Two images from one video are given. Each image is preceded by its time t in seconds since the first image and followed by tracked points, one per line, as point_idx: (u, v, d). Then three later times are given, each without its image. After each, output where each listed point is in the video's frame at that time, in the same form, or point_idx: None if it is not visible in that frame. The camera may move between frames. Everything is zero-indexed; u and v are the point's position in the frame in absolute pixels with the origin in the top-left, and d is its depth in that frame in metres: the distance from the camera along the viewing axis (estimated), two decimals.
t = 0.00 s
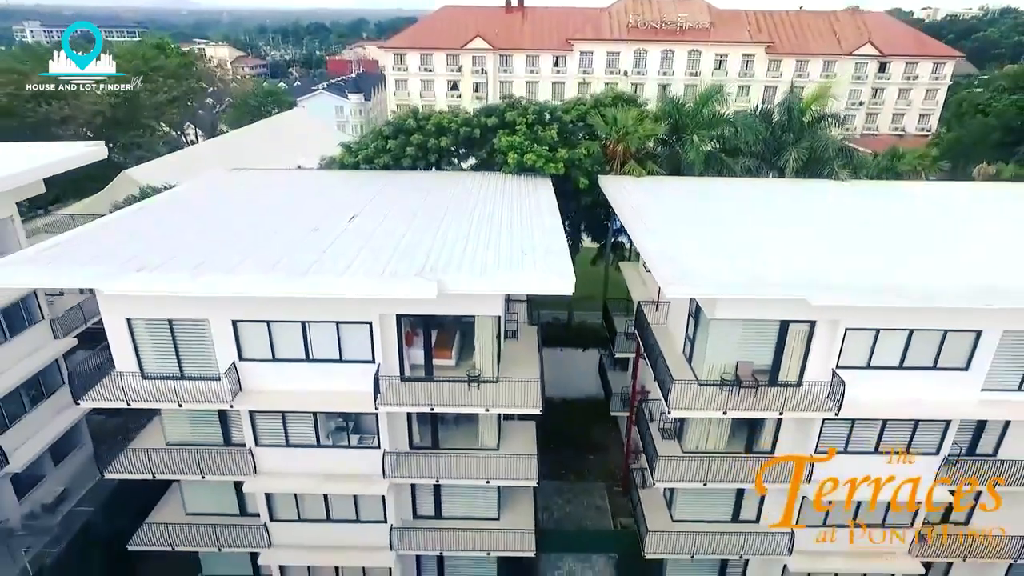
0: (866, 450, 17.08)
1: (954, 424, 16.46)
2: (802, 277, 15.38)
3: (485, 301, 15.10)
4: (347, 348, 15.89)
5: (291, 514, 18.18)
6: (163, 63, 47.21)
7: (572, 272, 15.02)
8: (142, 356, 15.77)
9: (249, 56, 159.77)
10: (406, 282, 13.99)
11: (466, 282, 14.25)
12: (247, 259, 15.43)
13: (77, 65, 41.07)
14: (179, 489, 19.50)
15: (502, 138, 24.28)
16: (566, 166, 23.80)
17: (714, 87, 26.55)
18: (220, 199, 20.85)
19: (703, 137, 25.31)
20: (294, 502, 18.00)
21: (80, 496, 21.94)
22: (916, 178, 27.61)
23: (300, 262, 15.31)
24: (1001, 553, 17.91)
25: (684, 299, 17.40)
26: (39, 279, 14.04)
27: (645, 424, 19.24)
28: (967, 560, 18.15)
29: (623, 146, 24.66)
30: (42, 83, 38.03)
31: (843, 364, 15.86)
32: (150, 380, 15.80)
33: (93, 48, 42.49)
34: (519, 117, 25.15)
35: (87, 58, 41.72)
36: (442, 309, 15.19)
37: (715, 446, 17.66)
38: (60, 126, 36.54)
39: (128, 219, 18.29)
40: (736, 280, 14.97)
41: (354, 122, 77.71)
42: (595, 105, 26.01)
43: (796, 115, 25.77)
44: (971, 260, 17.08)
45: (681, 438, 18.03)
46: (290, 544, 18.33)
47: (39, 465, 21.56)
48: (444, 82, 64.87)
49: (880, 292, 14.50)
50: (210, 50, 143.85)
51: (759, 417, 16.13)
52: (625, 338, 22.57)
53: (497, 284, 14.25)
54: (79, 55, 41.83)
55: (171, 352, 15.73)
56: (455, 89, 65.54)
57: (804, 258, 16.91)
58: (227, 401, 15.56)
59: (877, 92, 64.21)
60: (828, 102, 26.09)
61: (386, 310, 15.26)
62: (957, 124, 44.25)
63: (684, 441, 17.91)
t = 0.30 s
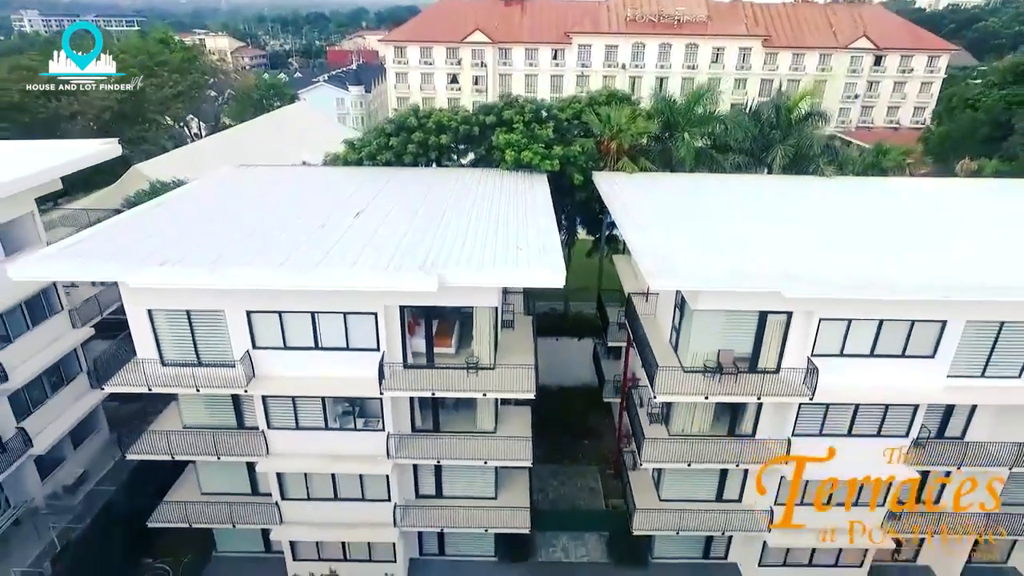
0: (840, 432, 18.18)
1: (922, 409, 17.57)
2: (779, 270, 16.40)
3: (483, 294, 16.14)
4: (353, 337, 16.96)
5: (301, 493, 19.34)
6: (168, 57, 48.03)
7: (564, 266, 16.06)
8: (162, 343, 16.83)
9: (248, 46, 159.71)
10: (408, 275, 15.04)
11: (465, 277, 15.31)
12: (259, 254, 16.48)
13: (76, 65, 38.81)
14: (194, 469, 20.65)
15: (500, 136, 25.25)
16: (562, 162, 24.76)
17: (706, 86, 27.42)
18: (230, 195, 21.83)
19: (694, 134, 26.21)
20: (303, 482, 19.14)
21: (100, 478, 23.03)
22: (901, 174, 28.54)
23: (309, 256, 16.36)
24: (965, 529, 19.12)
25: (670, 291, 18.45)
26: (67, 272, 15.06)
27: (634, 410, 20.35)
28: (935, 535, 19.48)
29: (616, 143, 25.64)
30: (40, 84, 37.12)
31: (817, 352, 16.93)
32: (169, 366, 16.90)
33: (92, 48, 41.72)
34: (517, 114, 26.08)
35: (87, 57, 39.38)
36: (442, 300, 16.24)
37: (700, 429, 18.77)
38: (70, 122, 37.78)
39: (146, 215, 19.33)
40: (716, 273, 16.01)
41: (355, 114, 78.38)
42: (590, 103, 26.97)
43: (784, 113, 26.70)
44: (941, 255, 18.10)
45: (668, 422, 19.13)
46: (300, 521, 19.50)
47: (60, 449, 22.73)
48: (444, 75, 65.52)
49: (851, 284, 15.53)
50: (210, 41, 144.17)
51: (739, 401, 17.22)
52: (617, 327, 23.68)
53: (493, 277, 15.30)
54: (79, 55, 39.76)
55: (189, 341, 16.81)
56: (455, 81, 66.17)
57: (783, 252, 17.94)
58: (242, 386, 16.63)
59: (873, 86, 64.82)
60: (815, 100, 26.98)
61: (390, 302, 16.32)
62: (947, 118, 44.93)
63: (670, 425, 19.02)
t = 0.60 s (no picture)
0: (818, 418, 19.26)
1: (894, 395, 18.66)
2: (759, 265, 17.41)
3: (480, 287, 17.16)
4: (358, 327, 18.01)
5: (309, 474, 20.46)
6: (172, 51, 48.89)
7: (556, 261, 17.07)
8: (179, 333, 17.88)
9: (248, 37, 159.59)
10: (410, 270, 16.06)
11: (463, 271, 16.31)
12: (270, 249, 17.49)
13: (76, 65, 40.17)
14: (208, 452, 21.80)
15: (498, 134, 26.19)
16: (557, 160, 25.72)
17: (697, 85, 28.34)
18: (239, 192, 22.79)
19: (685, 131, 27.15)
20: (311, 464, 20.27)
21: (117, 461, 24.20)
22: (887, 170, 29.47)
23: (317, 251, 17.37)
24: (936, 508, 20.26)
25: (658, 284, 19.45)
26: (90, 267, 16.10)
27: (624, 397, 21.41)
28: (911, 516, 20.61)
29: (610, 140, 26.59)
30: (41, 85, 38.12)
31: (795, 341, 17.98)
32: (185, 355, 17.95)
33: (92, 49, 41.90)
34: (514, 113, 27.01)
35: (87, 58, 40.71)
36: (442, 293, 17.26)
37: (686, 415, 19.84)
38: (78, 117, 39.16)
39: (160, 211, 20.32)
40: (700, 267, 17.01)
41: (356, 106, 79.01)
42: (584, 102, 27.90)
43: (772, 111, 27.63)
44: (915, 250, 19.10)
45: (656, 408, 20.21)
46: (308, 501, 20.65)
47: (78, 434, 23.90)
48: (444, 68, 66.19)
49: (825, 278, 16.53)
50: (210, 32, 144.54)
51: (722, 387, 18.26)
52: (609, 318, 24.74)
53: (490, 271, 16.31)
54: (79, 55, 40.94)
55: (203, 331, 17.86)
56: (454, 75, 66.81)
57: (765, 247, 18.93)
58: (253, 373, 17.68)
59: (868, 79, 65.36)
60: (802, 99, 27.88)
61: (392, 294, 17.35)
62: (938, 113, 45.67)
63: (658, 410, 20.08)
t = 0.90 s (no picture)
0: (798, 403, 20.40)
1: (868, 382, 19.80)
2: (742, 259, 18.47)
3: (477, 280, 18.27)
4: (363, 317, 19.15)
5: (317, 456, 21.63)
6: (176, 45, 49.68)
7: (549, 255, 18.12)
8: (194, 323, 18.97)
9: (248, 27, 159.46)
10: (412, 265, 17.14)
11: (461, 266, 17.40)
12: (280, 243, 18.57)
13: (77, 65, 40.10)
14: (220, 436, 22.98)
15: (496, 131, 27.12)
16: (553, 156, 26.72)
17: (689, 83, 29.26)
18: (248, 187, 23.83)
19: (676, 129, 28.15)
20: (319, 446, 21.45)
21: (132, 444, 25.36)
22: (873, 166, 30.45)
23: (324, 246, 18.45)
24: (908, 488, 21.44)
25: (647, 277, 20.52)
26: (112, 261, 17.18)
27: (615, 383, 22.55)
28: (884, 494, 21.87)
29: (604, 137, 27.59)
30: (42, 85, 38.29)
31: (775, 330, 19.09)
32: (200, 343, 19.04)
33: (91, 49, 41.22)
34: (512, 111, 27.96)
35: (86, 57, 40.44)
36: (442, 286, 18.36)
37: (673, 399, 20.97)
38: (87, 112, 40.34)
39: (176, 206, 21.37)
40: (685, 261, 18.06)
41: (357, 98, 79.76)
42: (579, 99, 28.88)
43: (761, 109, 28.60)
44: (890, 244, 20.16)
45: (644, 393, 21.35)
46: (316, 481, 21.86)
47: (95, 419, 25.10)
48: (444, 62, 66.89)
49: (802, 272, 17.60)
50: (210, 23, 145.00)
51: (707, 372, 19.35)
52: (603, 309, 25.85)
53: (486, 266, 17.38)
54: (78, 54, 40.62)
55: (217, 320, 18.96)
56: (454, 68, 67.48)
57: (748, 242, 19.96)
58: (265, 360, 18.78)
59: (863, 72, 66.01)
60: (790, 97, 28.80)
61: (395, 287, 18.44)
62: (928, 107, 46.49)
63: (646, 395, 21.23)
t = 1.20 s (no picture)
0: (778, 389, 21.56)
1: (844, 369, 20.95)
2: (725, 253, 19.57)
3: (475, 273, 19.38)
4: (368, 307, 20.28)
5: (324, 438, 22.86)
6: (180, 40, 50.52)
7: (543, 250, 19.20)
8: (209, 313, 20.12)
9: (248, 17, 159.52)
10: (414, 259, 18.24)
11: (460, 260, 18.50)
12: (289, 238, 19.66)
13: (77, 65, 40.55)
14: (232, 420, 24.19)
15: (494, 129, 28.12)
16: (549, 152, 27.76)
17: (681, 82, 30.25)
18: (256, 183, 24.90)
19: (668, 126, 29.16)
20: (325, 429, 22.65)
21: (147, 429, 26.56)
22: (859, 161, 31.47)
23: (331, 240, 19.55)
24: (883, 469, 22.55)
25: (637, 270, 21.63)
26: (133, 255, 18.30)
27: (607, 371, 23.73)
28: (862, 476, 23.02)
29: (597, 135, 28.68)
30: (41, 84, 38.70)
31: (756, 320, 20.23)
32: (215, 332, 20.19)
33: (91, 50, 41.03)
34: (509, 109, 28.96)
35: (86, 57, 40.94)
36: (442, 279, 19.48)
37: (661, 385, 22.13)
38: (95, 108, 41.36)
39: (189, 202, 22.45)
40: (670, 256, 19.16)
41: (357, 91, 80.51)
42: (575, 97, 29.87)
43: (750, 107, 29.58)
44: (867, 239, 21.25)
45: (633, 379, 22.53)
46: (323, 462, 23.09)
47: (112, 405, 26.31)
48: (444, 55, 67.62)
49: (780, 265, 18.71)
50: (211, 14, 145.35)
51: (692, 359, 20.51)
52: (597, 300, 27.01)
53: (483, 260, 18.47)
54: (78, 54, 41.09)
55: (230, 310, 20.11)
56: (454, 61, 68.20)
57: (732, 237, 21.04)
58: (276, 347, 19.95)
59: (859, 66, 66.79)
60: (779, 95, 29.77)
61: (398, 279, 19.57)
62: (919, 102, 47.34)
63: (636, 381, 22.40)
